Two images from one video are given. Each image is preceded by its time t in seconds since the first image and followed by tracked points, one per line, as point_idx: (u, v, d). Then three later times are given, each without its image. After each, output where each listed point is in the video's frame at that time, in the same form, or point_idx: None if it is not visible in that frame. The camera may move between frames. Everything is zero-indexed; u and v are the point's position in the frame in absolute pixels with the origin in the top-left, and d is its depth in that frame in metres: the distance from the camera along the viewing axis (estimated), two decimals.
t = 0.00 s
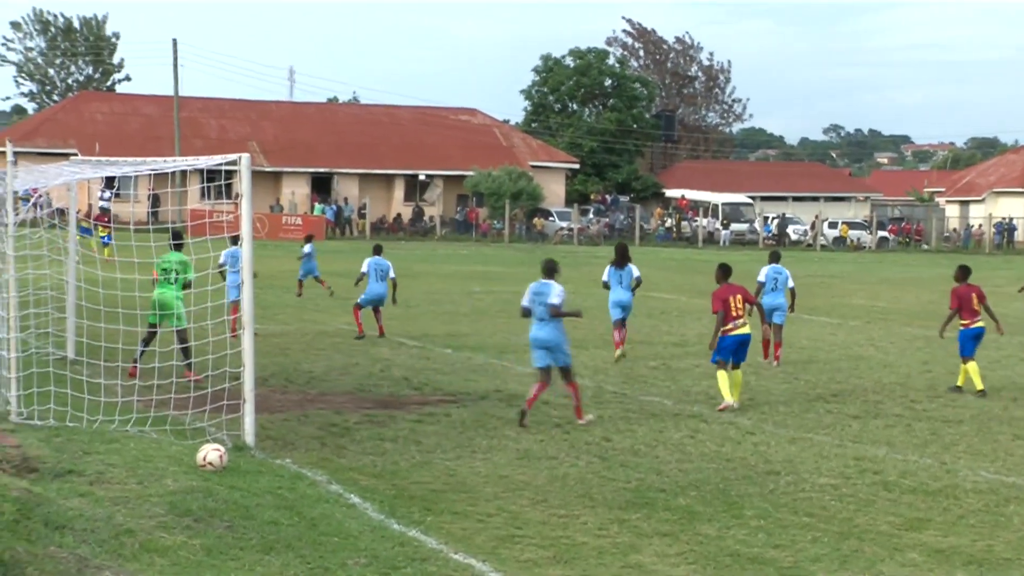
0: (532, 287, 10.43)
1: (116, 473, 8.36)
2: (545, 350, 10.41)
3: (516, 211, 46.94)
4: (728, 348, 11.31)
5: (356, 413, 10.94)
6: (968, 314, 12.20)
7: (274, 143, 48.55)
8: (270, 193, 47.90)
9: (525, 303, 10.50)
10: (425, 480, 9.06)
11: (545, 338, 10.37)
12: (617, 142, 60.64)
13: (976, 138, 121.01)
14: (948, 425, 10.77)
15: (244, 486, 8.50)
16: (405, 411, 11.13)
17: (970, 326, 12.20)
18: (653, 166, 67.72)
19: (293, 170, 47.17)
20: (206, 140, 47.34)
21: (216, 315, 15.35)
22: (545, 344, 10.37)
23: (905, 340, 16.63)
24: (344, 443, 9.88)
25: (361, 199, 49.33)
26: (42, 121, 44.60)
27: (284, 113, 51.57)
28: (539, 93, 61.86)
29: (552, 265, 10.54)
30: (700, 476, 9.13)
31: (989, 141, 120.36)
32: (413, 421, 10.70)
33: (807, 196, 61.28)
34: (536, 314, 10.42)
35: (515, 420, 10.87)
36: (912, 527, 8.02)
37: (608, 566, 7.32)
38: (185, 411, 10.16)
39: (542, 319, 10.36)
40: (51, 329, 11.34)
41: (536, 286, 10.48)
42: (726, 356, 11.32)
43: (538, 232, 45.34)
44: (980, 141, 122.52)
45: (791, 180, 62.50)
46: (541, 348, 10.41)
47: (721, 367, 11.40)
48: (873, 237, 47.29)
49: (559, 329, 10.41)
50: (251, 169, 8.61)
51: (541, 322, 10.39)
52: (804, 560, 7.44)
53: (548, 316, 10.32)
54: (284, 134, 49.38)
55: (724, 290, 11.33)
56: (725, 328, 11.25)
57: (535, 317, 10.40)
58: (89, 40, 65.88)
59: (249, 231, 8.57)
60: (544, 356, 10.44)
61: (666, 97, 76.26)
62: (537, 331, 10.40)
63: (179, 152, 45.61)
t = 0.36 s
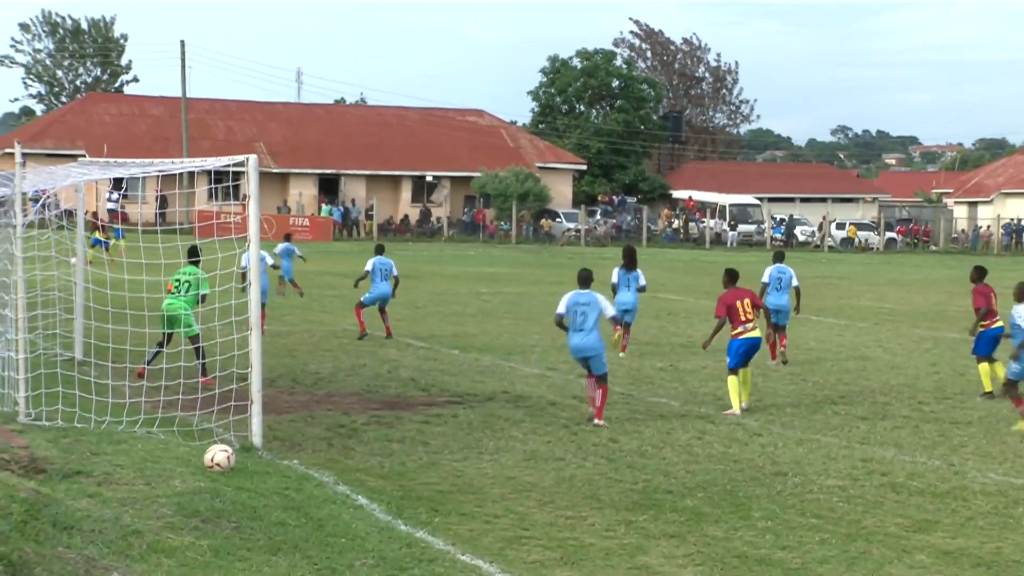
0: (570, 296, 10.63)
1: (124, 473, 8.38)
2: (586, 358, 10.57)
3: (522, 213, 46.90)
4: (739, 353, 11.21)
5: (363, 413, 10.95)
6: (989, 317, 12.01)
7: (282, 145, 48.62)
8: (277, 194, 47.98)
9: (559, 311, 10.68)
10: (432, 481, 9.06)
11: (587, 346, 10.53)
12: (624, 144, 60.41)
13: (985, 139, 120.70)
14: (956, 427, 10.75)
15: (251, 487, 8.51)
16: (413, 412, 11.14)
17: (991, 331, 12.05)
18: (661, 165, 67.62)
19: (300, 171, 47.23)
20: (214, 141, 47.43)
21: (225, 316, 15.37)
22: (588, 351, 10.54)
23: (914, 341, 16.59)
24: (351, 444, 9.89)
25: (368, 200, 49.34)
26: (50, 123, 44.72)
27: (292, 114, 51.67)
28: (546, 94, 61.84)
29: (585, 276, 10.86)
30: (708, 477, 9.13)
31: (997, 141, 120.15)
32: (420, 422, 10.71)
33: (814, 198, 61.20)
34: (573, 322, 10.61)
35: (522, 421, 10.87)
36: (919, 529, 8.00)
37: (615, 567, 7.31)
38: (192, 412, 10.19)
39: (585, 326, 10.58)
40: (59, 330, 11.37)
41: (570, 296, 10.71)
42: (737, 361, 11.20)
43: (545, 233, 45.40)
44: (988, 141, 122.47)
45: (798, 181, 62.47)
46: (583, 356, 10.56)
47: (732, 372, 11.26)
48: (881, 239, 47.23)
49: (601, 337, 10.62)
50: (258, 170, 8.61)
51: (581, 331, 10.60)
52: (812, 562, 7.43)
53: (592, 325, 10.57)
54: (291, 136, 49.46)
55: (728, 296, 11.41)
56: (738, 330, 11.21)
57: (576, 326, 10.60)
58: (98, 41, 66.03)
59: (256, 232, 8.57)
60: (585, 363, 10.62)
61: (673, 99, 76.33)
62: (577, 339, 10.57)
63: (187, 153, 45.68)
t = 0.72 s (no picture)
0: (585, 296, 10.82)
1: (124, 474, 8.38)
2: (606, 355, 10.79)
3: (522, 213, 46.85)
4: (744, 351, 11.24)
5: (363, 414, 10.95)
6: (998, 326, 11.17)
7: (282, 145, 48.63)
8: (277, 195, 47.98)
9: (576, 312, 10.84)
10: (432, 481, 9.06)
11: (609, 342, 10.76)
12: (625, 145, 60.28)
13: (985, 141, 120.84)
14: (956, 427, 10.75)
15: (251, 487, 8.51)
16: (413, 412, 11.13)
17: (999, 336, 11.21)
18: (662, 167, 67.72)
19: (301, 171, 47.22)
20: (215, 142, 47.43)
21: (224, 316, 15.35)
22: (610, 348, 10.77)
23: (913, 342, 16.60)
24: (351, 445, 9.89)
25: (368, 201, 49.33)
26: (50, 124, 44.72)
27: (293, 114, 51.71)
28: (546, 95, 61.90)
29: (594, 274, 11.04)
30: (708, 478, 9.13)
31: (997, 141, 120.28)
32: (420, 423, 10.70)
33: (815, 199, 61.26)
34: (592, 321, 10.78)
35: (521, 422, 10.86)
36: (919, 530, 8.00)
37: (614, 568, 7.31)
38: (191, 412, 10.18)
39: (603, 323, 10.78)
40: (58, 332, 11.35)
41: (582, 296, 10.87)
42: (744, 358, 11.23)
43: (544, 234, 45.45)
44: (987, 142, 122.71)
45: (799, 182, 62.48)
46: (602, 351, 10.79)
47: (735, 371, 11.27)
48: (881, 239, 47.28)
49: (617, 333, 10.89)
50: (258, 171, 8.61)
51: (599, 327, 10.80)
52: (812, 562, 7.43)
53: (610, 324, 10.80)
54: (292, 136, 49.46)
55: (736, 294, 11.36)
56: (741, 329, 11.26)
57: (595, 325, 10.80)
58: (98, 42, 66.12)
59: (256, 233, 8.56)
60: (602, 360, 10.83)
61: (673, 100, 76.45)
62: (595, 335, 10.78)
63: (187, 153, 45.67)
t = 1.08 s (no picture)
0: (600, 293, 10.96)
1: (125, 477, 8.38)
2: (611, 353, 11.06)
3: (524, 216, 46.84)
4: (751, 353, 11.23)
5: (365, 417, 10.94)
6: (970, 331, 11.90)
7: (284, 148, 48.64)
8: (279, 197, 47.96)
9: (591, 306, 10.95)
10: (433, 484, 9.05)
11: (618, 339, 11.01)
12: (626, 147, 60.20)
13: (987, 144, 120.89)
14: (958, 430, 10.75)
15: (253, 490, 8.50)
16: (414, 415, 11.13)
17: (976, 342, 11.96)
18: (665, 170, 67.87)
19: (303, 174, 47.22)
20: (217, 144, 47.46)
21: (226, 319, 15.34)
22: (618, 347, 11.04)
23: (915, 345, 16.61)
24: (353, 447, 9.88)
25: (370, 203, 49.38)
26: (52, 126, 44.74)
27: (295, 117, 51.74)
28: (548, 98, 61.92)
29: (610, 274, 11.22)
30: (709, 481, 9.12)
31: (999, 144, 120.31)
32: (421, 426, 10.69)
33: (816, 201, 61.32)
34: (606, 318, 10.96)
35: (523, 425, 10.85)
36: (921, 533, 8.00)
37: (616, 572, 7.30)
38: (192, 415, 10.17)
39: (615, 321, 10.98)
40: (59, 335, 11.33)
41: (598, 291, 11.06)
42: (751, 360, 11.21)
43: (546, 236, 45.49)
44: (988, 145, 122.65)
45: (800, 184, 62.49)
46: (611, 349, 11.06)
47: (741, 372, 11.21)
48: (883, 242, 47.34)
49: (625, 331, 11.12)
50: (260, 174, 8.61)
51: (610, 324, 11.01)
52: (814, 565, 7.43)
53: (623, 321, 11.01)
54: (294, 139, 49.50)
55: (748, 296, 11.33)
56: (750, 330, 11.24)
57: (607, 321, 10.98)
58: (100, 44, 66.31)
59: (258, 236, 8.56)
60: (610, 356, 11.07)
61: (674, 102, 76.47)
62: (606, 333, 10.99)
63: (189, 156, 45.68)
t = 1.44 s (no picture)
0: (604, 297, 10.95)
1: (125, 477, 8.39)
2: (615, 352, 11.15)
3: (524, 216, 46.82)
4: (756, 352, 11.26)
5: (364, 417, 10.94)
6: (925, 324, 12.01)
7: (284, 148, 48.63)
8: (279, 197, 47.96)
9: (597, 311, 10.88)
10: (433, 484, 9.05)
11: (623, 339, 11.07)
12: (626, 147, 60.14)
13: (988, 144, 120.83)
14: (958, 430, 10.76)
15: (253, 490, 8.51)
16: (414, 415, 11.13)
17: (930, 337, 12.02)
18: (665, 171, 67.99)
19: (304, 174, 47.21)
20: (217, 144, 47.47)
21: (226, 319, 15.33)
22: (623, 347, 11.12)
23: (914, 345, 16.61)
24: (353, 447, 9.88)
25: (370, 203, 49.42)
26: (52, 127, 44.73)
27: (294, 117, 51.75)
28: (548, 97, 61.89)
29: (607, 276, 11.23)
30: (709, 481, 9.12)
31: (1000, 144, 120.21)
32: (421, 425, 10.70)
33: (816, 201, 61.31)
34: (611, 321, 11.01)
35: (523, 425, 10.85)
36: (921, 533, 8.01)
37: (615, 572, 7.30)
38: (192, 415, 10.16)
39: (622, 324, 11.08)
40: (59, 334, 11.32)
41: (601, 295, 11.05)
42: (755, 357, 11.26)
43: (546, 237, 45.52)
44: (988, 145, 122.61)
45: (800, 183, 62.49)
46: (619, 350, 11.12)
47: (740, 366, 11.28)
48: (883, 242, 47.33)
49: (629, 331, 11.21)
50: (259, 173, 8.61)
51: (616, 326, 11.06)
52: (814, 565, 7.44)
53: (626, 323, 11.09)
54: (294, 139, 49.52)
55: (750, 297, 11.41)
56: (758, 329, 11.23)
57: (614, 324, 11.03)
58: (99, 44, 66.32)
59: (258, 235, 8.56)
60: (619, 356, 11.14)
61: (674, 102, 76.46)
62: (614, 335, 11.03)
63: (189, 155, 45.67)
